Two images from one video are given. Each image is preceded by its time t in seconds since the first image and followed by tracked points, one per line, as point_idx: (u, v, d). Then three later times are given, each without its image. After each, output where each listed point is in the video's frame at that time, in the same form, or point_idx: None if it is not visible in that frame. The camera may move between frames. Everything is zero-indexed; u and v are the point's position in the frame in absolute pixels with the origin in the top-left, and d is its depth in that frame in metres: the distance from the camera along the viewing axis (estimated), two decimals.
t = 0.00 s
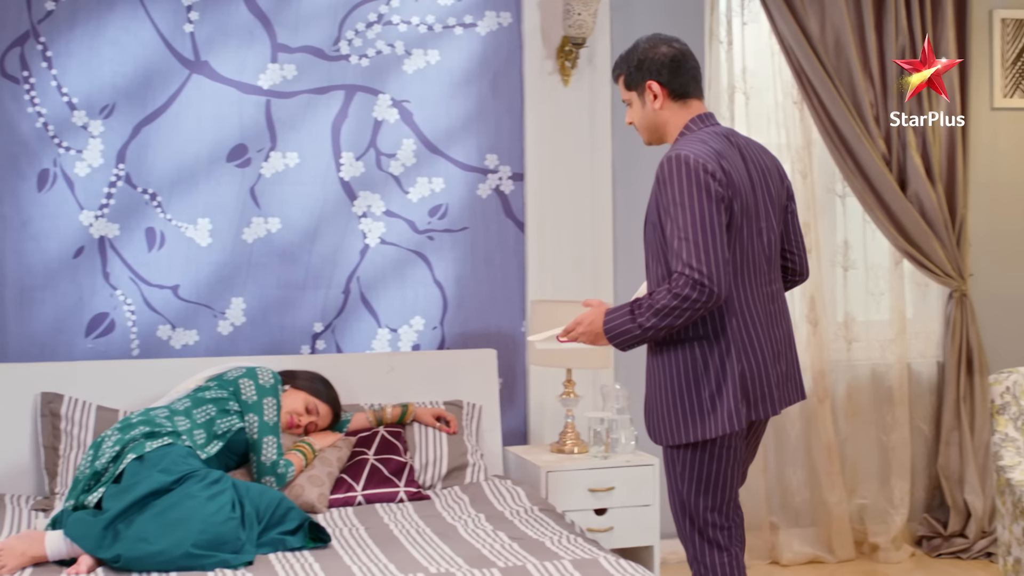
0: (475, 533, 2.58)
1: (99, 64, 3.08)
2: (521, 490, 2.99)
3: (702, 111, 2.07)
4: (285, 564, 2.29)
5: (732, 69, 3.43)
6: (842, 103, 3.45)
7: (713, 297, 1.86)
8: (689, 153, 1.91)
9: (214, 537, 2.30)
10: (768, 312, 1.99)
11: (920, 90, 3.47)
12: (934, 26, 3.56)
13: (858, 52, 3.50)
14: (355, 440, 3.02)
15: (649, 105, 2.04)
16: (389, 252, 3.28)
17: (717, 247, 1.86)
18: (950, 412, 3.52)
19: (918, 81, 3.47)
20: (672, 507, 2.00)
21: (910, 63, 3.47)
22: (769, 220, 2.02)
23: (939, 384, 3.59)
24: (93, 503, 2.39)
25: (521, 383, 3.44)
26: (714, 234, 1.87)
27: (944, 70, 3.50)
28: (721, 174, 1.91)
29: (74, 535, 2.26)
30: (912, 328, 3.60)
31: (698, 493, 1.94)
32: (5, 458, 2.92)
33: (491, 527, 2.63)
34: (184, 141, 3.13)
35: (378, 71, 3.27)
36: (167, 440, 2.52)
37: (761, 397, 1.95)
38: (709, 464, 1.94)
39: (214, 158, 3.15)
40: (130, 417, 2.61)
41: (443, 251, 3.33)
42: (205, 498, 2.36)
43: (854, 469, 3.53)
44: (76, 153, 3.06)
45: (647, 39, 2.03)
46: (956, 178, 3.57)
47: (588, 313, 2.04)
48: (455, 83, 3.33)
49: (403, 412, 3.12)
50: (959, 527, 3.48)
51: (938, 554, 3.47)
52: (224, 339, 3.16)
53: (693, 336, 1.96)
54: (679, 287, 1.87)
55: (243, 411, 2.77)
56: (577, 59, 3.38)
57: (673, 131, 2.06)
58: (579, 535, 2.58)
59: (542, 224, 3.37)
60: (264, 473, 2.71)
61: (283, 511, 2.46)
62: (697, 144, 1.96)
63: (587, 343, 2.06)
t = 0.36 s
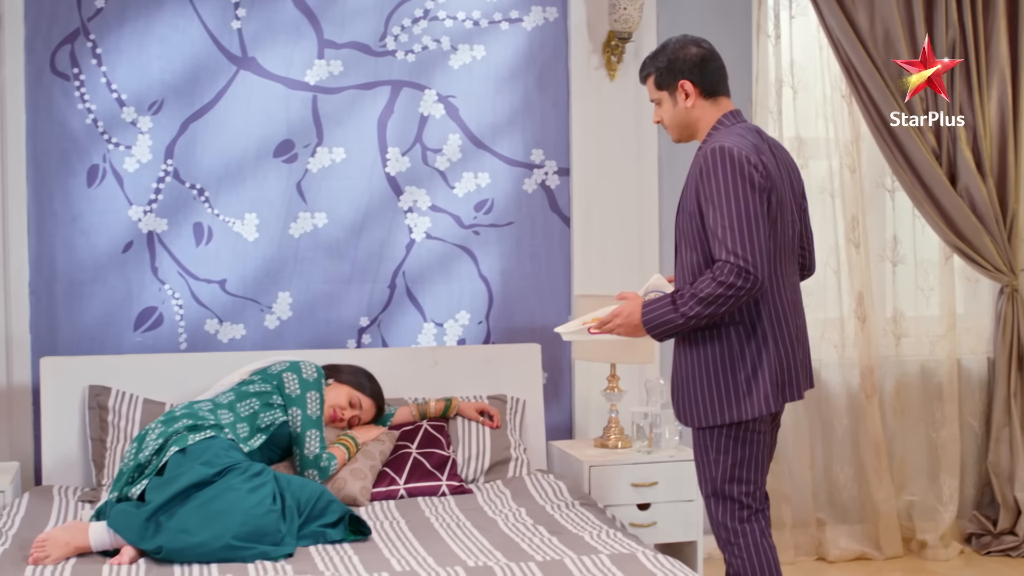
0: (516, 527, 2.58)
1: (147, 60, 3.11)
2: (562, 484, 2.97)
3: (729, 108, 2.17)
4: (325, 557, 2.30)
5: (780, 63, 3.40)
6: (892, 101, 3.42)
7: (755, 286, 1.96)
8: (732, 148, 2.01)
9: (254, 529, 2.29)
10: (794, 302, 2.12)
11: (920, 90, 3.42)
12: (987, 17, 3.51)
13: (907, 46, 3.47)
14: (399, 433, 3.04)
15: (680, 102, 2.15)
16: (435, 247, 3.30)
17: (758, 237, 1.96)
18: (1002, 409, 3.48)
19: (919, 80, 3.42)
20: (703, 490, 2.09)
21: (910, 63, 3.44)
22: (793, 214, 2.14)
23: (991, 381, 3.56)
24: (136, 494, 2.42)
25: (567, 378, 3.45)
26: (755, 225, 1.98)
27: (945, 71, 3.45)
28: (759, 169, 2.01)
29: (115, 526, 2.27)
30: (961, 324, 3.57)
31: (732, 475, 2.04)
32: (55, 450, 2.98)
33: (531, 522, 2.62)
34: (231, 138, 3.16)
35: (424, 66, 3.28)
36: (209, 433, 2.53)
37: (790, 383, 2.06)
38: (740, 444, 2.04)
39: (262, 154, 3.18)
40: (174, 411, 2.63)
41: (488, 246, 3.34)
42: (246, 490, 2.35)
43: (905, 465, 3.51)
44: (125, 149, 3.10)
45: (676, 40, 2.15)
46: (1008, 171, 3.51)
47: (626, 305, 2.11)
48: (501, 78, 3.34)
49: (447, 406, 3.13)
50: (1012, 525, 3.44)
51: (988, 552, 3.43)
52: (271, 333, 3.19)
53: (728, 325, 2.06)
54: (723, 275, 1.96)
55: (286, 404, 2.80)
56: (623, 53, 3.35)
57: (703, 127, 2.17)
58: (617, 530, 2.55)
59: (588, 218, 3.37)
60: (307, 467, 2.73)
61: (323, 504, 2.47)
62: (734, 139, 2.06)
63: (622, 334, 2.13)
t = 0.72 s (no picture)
0: (541, 519, 2.57)
1: (179, 55, 3.13)
2: (589, 478, 2.96)
3: (746, 102, 2.23)
4: (350, 548, 2.31)
5: (813, 56, 3.39)
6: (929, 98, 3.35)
7: (788, 272, 2.03)
8: (764, 138, 2.06)
9: (280, 521, 2.29)
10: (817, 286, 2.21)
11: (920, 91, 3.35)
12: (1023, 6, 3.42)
13: (941, 37, 3.38)
14: (427, 426, 3.04)
15: (701, 97, 2.19)
16: (466, 240, 3.31)
17: (791, 224, 2.03)
18: None
19: (920, 79, 3.34)
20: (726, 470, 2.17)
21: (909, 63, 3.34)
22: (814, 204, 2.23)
23: None
24: (165, 486, 2.42)
25: (597, 372, 3.45)
26: (788, 213, 2.04)
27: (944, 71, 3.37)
28: (788, 157, 2.07)
29: (144, 517, 2.28)
30: (996, 318, 3.54)
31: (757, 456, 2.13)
32: (87, 441, 3.00)
33: (558, 514, 2.62)
34: (263, 131, 3.18)
35: (455, 59, 3.28)
36: (238, 425, 2.54)
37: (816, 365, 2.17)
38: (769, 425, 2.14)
39: (293, 147, 3.20)
40: (202, 403, 2.65)
41: (519, 239, 3.35)
42: (272, 482, 2.35)
43: (937, 459, 3.49)
44: (157, 143, 3.12)
45: (694, 37, 2.19)
46: None
47: (659, 294, 2.16)
48: (531, 71, 3.34)
49: (475, 399, 3.14)
50: None
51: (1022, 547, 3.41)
52: (302, 326, 3.21)
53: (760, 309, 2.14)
54: (759, 261, 2.01)
55: (314, 397, 2.82)
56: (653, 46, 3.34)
57: (722, 121, 2.22)
58: (643, 523, 2.53)
59: (619, 211, 3.36)
60: (335, 459, 2.75)
61: (350, 496, 2.46)
62: (762, 130, 2.12)
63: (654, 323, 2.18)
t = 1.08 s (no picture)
0: (558, 514, 2.57)
1: (200, 50, 3.15)
2: (606, 473, 2.95)
3: (758, 100, 2.24)
4: (367, 543, 2.31)
5: (834, 50, 3.38)
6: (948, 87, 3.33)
7: (814, 263, 2.03)
8: (786, 131, 2.07)
9: (297, 515, 2.30)
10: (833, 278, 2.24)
11: (920, 91, 3.34)
12: None
13: (963, 33, 3.36)
14: (445, 421, 3.04)
15: (715, 99, 2.20)
16: (485, 235, 3.31)
17: (815, 215, 2.04)
18: None
19: (920, 79, 3.32)
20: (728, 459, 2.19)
21: (909, 63, 3.34)
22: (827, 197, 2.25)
23: None
24: (183, 478, 2.44)
25: (617, 367, 3.45)
26: (812, 205, 2.05)
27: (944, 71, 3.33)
28: (809, 150, 2.09)
29: (162, 510, 2.30)
30: (1019, 314, 3.53)
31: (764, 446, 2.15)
32: (108, 435, 3.02)
33: (574, 509, 2.62)
34: (283, 126, 3.19)
35: (475, 54, 3.29)
36: (257, 419, 2.55)
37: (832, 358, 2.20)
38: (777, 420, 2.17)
39: (313, 142, 3.21)
40: (222, 396, 2.66)
41: (539, 234, 3.35)
42: (290, 476, 2.36)
43: (959, 455, 3.48)
44: (178, 138, 3.14)
45: (704, 39, 2.20)
46: None
47: (685, 289, 2.15)
48: (551, 66, 3.34)
49: (493, 394, 3.14)
50: None
51: None
52: (322, 321, 3.22)
53: (782, 302, 2.15)
54: (785, 253, 2.02)
55: (334, 390, 2.83)
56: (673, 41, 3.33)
57: (737, 120, 2.22)
58: (660, 519, 2.52)
59: (639, 206, 3.37)
60: (352, 453, 2.76)
61: (367, 490, 2.47)
62: (781, 125, 2.13)
63: (681, 318, 2.17)
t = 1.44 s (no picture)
0: (567, 507, 2.57)
1: (211, 43, 3.15)
2: (615, 466, 2.94)
3: (767, 94, 2.23)
4: (375, 534, 2.32)
5: (846, 43, 3.38)
6: (959, 77, 3.32)
7: (828, 255, 2.04)
8: (801, 125, 2.07)
9: (306, 506, 2.31)
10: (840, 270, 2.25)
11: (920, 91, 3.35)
12: None
13: (975, 23, 3.35)
14: (455, 413, 3.05)
15: (726, 96, 2.19)
16: (496, 228, 3.32)
17: (829, 206, 2.05)
18: None
19: (920, 79, 3.32)
20: (716, 442, 2.21)
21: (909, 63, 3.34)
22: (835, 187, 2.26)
23: None
24: (194, 471, 2.46)
25: (627, 360, 3.46)
26: (826, 197, 2.06)
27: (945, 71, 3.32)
28: (822, 142, 2.09)
29: (171, 502, 2.30)
30: None
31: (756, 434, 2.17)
32: (120, 427, 3.03)
33: (583, 501, 2.62)
34: (294, 119, 3.20)
35: (486, 47, 3.29)
36: (266, 411, 2.56)
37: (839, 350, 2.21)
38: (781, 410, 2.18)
39: (324, 135, 3.21)
40: (232, 388, 2.67)
41: (549, 227, 3.35)
42: (299, 468, 2.37)
43: (971, 448, 3.48)
44: (189, 131, 3.14)
45: (713, 35, 2.18)
46: None
47: (699, 280, 2.15)
48: (562, 59, 3.34)
49: (503, 386, 3.15)
50: None
51: None
52: (333, 313, 3.23)
53: (794, 294, 2.15)
54: (801, 245, 2.02)
55: (343, 382, 2.84)
56: (685, 33, 3.33)
57: (747, 114, 2.22)
58: (670, 511, 2.53)
59: (650, 199, 3.37)
60: (361, 445, 2.76)
61: (376, 482, 2.48)
62: (793, 118, 2.13)
63: (696, 311, 2.16)
